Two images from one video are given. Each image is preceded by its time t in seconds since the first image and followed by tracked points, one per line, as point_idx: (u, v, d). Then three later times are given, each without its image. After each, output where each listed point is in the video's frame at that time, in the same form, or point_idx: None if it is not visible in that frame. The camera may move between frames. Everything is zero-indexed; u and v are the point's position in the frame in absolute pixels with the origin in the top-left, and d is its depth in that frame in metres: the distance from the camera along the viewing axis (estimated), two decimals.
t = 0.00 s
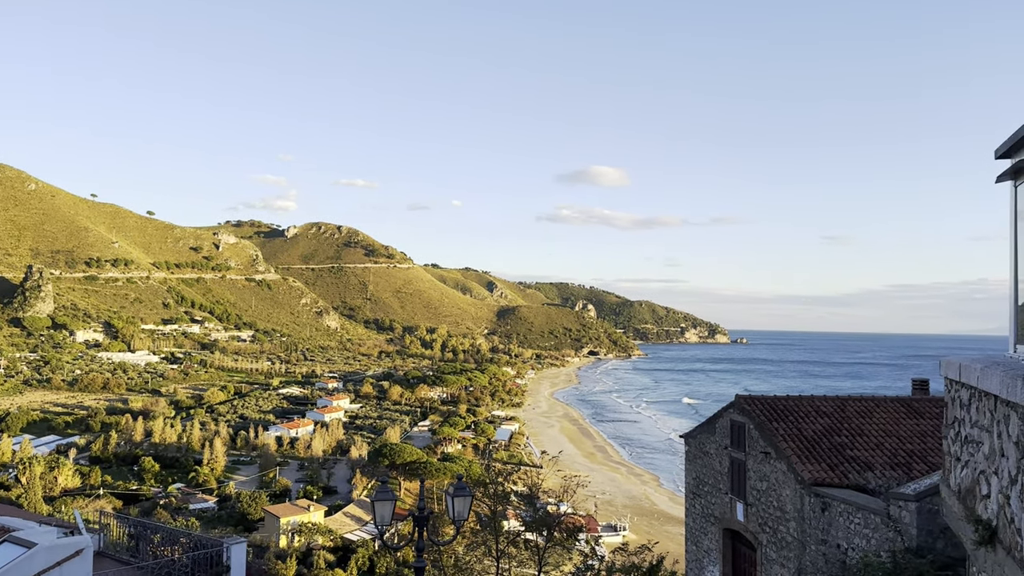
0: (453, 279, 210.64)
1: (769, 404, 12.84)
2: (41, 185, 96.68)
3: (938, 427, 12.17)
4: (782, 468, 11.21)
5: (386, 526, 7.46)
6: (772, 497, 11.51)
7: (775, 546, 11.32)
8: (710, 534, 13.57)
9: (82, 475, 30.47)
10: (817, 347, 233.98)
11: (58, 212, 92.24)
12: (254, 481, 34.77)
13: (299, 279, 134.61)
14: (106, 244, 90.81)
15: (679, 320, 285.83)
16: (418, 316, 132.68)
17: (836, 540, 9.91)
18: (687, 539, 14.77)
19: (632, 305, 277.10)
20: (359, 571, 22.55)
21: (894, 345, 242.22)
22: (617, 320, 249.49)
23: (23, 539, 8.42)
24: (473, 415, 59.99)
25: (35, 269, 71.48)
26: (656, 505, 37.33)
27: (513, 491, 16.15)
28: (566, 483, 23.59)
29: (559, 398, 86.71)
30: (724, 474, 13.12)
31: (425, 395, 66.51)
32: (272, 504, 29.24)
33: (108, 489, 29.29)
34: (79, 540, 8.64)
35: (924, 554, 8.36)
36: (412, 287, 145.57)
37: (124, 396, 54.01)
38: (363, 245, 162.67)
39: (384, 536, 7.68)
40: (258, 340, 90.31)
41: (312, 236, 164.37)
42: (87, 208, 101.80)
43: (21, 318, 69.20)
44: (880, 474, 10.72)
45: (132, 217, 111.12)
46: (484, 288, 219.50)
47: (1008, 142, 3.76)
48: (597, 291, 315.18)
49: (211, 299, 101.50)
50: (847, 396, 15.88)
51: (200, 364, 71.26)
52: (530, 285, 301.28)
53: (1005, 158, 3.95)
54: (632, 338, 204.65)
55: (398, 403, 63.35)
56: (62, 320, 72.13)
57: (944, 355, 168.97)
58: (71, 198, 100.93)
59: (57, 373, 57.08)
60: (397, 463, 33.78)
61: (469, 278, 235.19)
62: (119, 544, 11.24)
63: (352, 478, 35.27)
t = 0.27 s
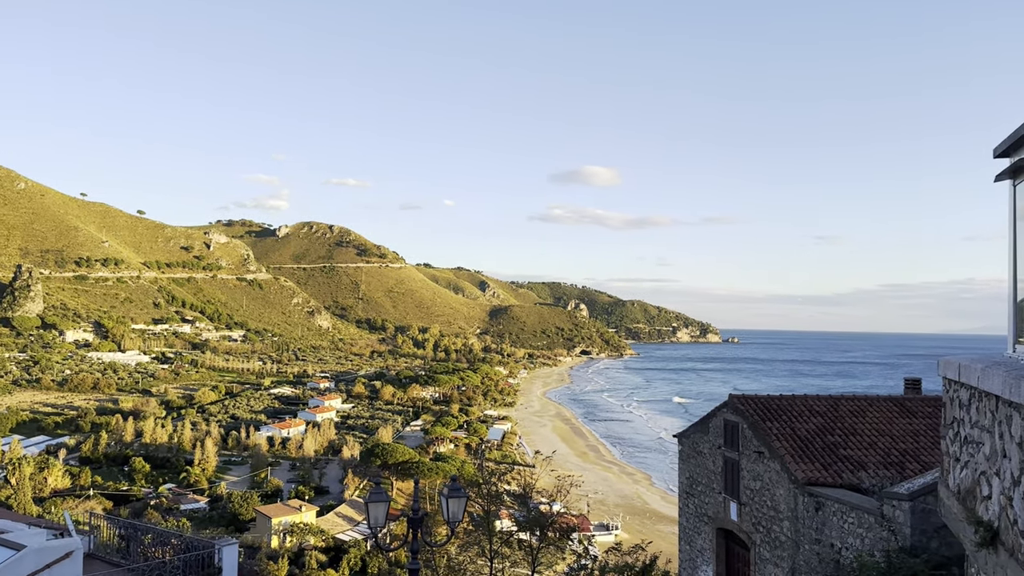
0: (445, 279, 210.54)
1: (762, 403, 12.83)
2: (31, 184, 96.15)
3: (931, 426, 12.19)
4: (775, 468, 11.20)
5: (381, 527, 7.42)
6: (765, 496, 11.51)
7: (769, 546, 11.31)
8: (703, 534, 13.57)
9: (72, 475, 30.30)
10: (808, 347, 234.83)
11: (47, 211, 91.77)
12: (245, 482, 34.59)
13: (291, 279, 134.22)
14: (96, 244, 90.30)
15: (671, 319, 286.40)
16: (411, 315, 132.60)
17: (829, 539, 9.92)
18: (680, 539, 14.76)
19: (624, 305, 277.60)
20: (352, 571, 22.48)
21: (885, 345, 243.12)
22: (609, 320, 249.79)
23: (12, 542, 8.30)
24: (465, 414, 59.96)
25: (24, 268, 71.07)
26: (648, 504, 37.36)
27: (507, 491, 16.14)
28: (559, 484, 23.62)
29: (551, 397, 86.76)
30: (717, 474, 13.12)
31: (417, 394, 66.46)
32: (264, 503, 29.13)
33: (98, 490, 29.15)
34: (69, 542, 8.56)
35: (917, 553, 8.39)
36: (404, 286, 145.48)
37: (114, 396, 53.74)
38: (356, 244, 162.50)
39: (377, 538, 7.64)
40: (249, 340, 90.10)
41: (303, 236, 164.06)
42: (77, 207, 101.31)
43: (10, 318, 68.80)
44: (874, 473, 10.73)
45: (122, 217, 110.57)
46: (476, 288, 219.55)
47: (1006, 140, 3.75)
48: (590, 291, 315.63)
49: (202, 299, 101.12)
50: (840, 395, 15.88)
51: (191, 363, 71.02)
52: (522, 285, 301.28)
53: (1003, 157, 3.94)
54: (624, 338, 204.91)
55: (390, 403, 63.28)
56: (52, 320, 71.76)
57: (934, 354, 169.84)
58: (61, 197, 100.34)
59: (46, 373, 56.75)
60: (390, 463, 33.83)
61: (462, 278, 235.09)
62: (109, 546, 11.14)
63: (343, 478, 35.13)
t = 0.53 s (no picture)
0: (438, 279, 210.46)
1: (756, 403, 12.83)
2: (22, 183, 95.61)
3: (925, 425, 12.21)
4: (769, 468, 11.20)
5: (375, 529, 7.38)
6: (759, 496, 11.51)
7: (763, 546, 11.31)
8: (698, 533, 13.56)
9: (62, 476, 30.12)
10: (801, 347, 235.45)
11: (38, 210, 91.30)
12: (238, 483, 34.45)
13: (283, 279, 133.87)
14: (87, 243, 89.87)
15: (664, 319, 286.83)
16: (404, 315, 132.39)
17: (824, 539, 9.91)
18: (674, 539, 14.75)
19: (617, 305, 277.94)
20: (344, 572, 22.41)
21: (877, 344, 243.95)
22: (603, 320, 250.04)
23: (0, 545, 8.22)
24: (458, 414, 59.94)
25: (15, 268, 70.70)
26: (641, 504, 37.37)
27: (500, 491, 16.13)
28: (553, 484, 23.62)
29: (545, 397, 86.76)
30: (712, 474, 13.11)
31: (411, 394, 66.36)
32: (256, 504, 29.02)
33: (90, 491, 28.99)
34: (59, 544, 8.47)
35: (912, 553, 8.40)
36: (397, 286, 145.27)
37: (105, 397, 53.48)
38: (349, 244, 162.21)
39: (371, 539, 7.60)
40: (241, 340, 89.80)
41: (296, 235, 163.63)
42: (69, 207, 100.79)
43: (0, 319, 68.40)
44: (868, 473, 10.74)
45: (114, 216, 110.09)
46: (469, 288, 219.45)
47: (1005, 140, 3.74)
48: (583, 291, 315.96)
49: (194, 299, 100.74)
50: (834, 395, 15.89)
51: (183, 364, 70.73)
52: (515, 284, 301.25)
53: (1002, 157, 3.93)
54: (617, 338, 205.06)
55: (383, 403, 63.16)
56: (43, 320, 71.35)
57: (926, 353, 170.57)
58: (52, 196, 99.83)
59: (37, 373, 56.44)
60: (382, 463, 33.59)
61: (455, 278, 234.91)
62: (101, 547, 11.04)
63: (336, 478, 35.02)
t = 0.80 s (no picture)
0: (431, 279, 210.19)
1: (750, 403, 12.84)
2: (13, 182, 95.09)
3: (918, 425, 12.23)
4: (763, 468, 11.20)
5: (369, 530, 7.36)
6: (754, 497, 11.51)
7: (758, 546, 11.32)
8: (691, 533, 13.56)
9: (54, 477, 29.97)
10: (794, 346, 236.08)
11: (30, 210, 90.85)
12: (230, 483, 34.35)
13: (276, 278, 133.52)
14: (79, 243, 89.51)
15: (657, 319, 287.34)
16: (397, 315, 132.21)
17: (819, 540, 9.92)
18: (668, 540, 14.74)
19: (611, 305, 278.26)
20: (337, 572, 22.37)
21: (870, 344, 244.58)
22: (596, 320, 250.14)
23: None
24: (452, 414, 59.90)
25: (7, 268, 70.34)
26: (635, 504, 37.41)
27: (492, 491, 16.11)
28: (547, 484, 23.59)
29: (538, 397, 86.77)
30: (706, 474, 13.10)
31: (404, 394, 66.28)
32: (249, 504, 28.94)
33: (82, 491, 28.84)
34: (50, 546, 8.39)
35: (906, 553, 8.41)
36: (391, 286, 145.07)
37: (97, 397, 53.22)
38: (342, 244, 161.93)
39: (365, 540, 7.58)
40: (234, 340, 89.52)
41: (289, 235, 163.24)
42: (60, 206, 100.30)
43: None
44: (863, 473, 10.75)
45: (106, 215, 109.68)
46: (463, 288, 219.34)
47: (1005, 140, 3.73)
48: (577, 291, 316.19)
49: (187, 299, 100.37)
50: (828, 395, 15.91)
51: (175, 364, 70.45)
52: (509, 284, 301.18)
53: (1001, 158, 3.93)
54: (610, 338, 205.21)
55: (377, 403, 63.07)
56: (34, 320, 70.99)
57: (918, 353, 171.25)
58: (44, 196, 99.34)
59: (29, 373, 56.14)
60: (376, 463, 33.53)
61: (449, 277, 234.75)
62: (92, 549, 10.95)
63: (329, 479, 34.93)
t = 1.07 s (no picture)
0: (426, 279, 209.87)
1: (745, 403, 12.84)
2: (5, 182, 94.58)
3: (912, 425, 12.26)
4: (758, 467, 11.21)
5: (364, 531, 7.33)
6: (748, 497, 11.52)
7: (752, 545, 11.33)
8: (686, 533, 13.56)
9: (46, 478, 29.83)
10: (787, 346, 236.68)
11: (22, 209, 90.41)
12: (224, 483, 34.26)
13: (270, 278, 133.21)
14: (72, 243, 89.17)
15: (651, 319, 287.69)
16: (391, 315, 132.08)
17: (813, 539, 9.93)
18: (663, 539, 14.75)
19: (605, 305, 278.55)
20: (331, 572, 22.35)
21: (864, 344, 245.28)
22: (590, 320, 250.24)
23: None
24: (446, 414, 59.86)
25: None
26: (628, 503, 37.43)
27: (486, 491, 16.11)
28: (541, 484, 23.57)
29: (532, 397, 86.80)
30: (701, 474, 13.11)
31: (398, 394, 66.23)
32: (242, 505, 28.86)
33: (74, 492, 28.72)
34: (43, 548, 8.33)
35: (901, 553, 8.43)
36: (384, 286, 144.89)
37: (89, 397, 52.98)
38: (336, 244, 161.63)
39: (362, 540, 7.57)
40: (227, 340, 89.27)
41: (283, 235, 162.86)
42: (52, 206, 99.84)
43: None
44: (857, 473, 10.76)
45: (98, 215, 109.29)
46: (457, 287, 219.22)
47: (1004, 140, 3.72)
48: (571, 290, 316.34)
49: (180, 299, 100.03)
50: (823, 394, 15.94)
51: (168, 364, 70.20)
52: (503, 284, 301.19)
53: (999, 157, 3.92)
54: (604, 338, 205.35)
55: (370, 403, 62.98)
56: (26, 320, 70.63)
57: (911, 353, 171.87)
58: (36, 195, 98.91)
59: (21, 373, 55.85)
60: (370, 464, 33.47)
61: (443, 277, 234.56)
62: (86, 550, 10.90)
63: (323, 479, 34.86)
